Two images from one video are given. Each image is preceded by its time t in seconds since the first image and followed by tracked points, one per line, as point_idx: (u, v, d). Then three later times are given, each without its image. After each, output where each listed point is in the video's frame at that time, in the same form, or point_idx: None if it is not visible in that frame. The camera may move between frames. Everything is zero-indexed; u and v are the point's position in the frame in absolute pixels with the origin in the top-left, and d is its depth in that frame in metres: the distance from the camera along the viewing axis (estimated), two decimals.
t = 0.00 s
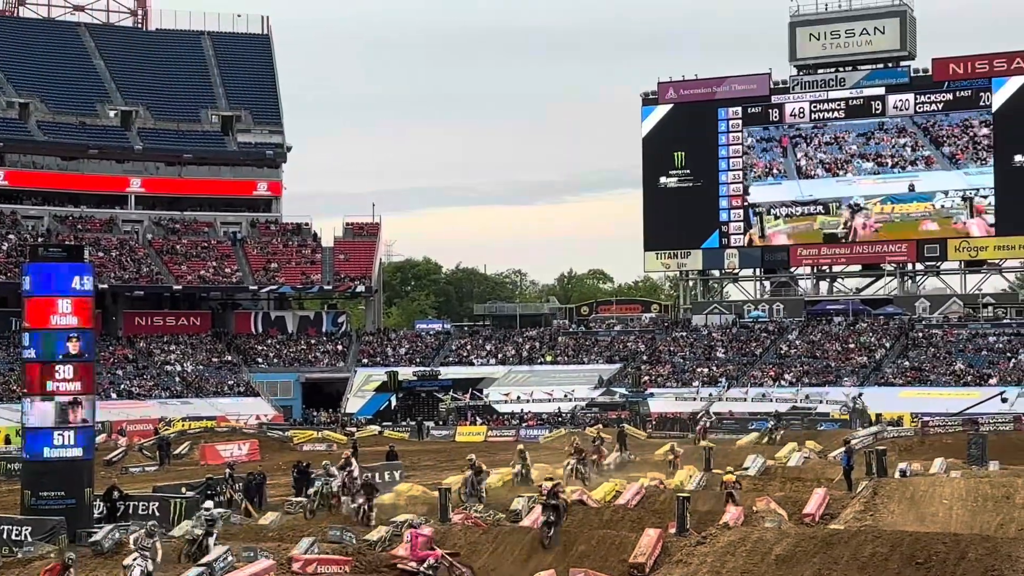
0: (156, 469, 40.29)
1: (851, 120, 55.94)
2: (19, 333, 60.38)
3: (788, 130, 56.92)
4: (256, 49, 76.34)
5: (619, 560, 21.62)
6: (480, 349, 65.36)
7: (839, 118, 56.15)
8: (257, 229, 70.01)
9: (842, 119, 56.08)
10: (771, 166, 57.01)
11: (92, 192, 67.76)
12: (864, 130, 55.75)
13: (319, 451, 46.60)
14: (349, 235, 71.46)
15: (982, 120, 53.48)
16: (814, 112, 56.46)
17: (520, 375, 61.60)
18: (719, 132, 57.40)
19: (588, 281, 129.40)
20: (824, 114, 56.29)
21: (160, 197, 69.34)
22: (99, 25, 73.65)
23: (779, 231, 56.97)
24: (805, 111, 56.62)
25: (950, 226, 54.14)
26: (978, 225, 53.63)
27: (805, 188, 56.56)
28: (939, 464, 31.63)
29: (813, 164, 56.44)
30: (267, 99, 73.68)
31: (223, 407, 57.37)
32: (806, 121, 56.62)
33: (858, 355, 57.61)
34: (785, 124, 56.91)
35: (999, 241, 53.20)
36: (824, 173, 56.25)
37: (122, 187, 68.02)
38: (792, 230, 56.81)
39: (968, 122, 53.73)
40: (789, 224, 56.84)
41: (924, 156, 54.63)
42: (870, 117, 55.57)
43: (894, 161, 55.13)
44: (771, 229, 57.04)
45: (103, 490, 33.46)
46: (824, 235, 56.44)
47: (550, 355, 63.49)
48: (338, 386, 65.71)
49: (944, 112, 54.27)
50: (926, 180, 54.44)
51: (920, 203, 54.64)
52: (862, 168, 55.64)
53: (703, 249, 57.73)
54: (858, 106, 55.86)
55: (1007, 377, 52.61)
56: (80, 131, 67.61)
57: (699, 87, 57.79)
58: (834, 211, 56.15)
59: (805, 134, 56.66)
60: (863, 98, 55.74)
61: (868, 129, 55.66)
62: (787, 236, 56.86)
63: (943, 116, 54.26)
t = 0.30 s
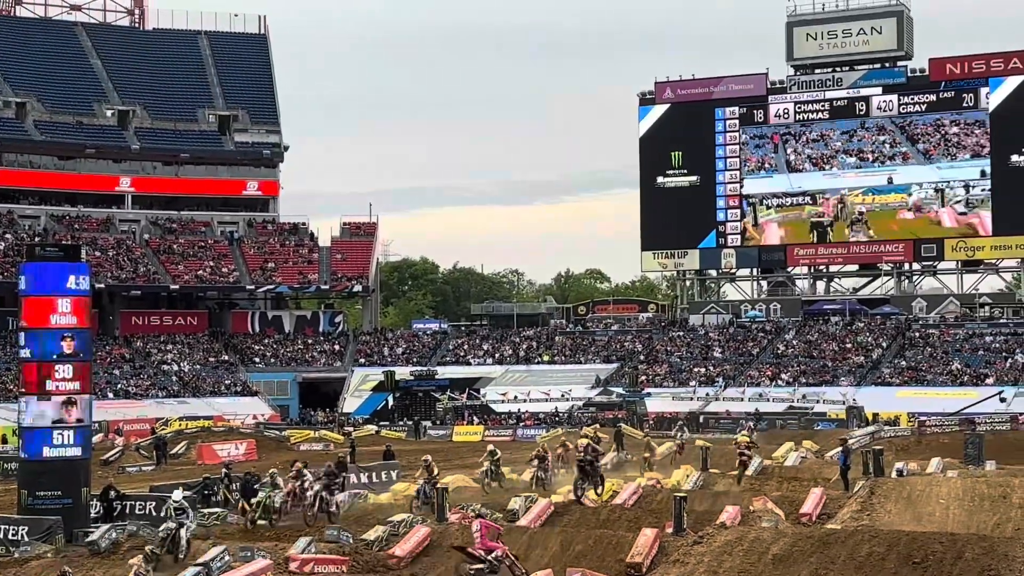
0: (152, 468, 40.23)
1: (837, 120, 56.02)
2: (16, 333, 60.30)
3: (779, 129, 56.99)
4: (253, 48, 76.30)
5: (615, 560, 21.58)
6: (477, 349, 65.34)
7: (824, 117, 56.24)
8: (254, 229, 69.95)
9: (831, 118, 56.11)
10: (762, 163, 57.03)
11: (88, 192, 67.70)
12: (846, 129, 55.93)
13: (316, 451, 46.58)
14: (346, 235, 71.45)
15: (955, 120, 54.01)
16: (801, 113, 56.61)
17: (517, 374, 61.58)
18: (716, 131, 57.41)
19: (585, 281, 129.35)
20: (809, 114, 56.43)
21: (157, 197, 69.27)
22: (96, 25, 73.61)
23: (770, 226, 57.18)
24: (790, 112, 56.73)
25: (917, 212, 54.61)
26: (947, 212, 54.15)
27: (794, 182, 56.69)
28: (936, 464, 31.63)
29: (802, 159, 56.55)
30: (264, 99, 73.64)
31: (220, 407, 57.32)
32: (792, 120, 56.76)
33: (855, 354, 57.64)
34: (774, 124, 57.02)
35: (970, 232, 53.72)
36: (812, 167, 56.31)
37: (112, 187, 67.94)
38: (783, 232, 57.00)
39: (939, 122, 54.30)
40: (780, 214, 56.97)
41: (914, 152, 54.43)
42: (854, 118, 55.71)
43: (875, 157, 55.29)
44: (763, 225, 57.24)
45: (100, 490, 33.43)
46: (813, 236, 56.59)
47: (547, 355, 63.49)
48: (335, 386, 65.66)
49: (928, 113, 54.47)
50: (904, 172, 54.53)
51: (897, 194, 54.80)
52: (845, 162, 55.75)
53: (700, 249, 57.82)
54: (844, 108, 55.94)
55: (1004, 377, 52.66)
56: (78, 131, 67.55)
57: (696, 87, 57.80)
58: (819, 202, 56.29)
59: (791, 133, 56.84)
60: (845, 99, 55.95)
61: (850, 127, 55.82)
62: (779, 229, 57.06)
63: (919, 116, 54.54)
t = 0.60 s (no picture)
0: (160, 466, 40.32)
1: (829, 120, 56.07)
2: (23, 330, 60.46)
3: (782, 130, 56.89)
4: (260, 46, 76.43)
5: (622, 558, 21.61)
6: (483, 346, 65.38)
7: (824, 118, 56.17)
8: (261, 226, 70.08)
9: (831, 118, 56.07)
10: (767, 163, 56.89)
11: (95, 189, 67.72)
12: (840, 132, 56.02)
13: (323, 448, 46.64)
14: (353, 232, 71.61)
15: (938, 124, 54.33)
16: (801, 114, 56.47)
17: (523, 372, 61.61)
18: (723, 130, 57.30)
19: (592, 279, 129.24)
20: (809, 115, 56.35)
21: (164, 194, 69.46)
22: (104, 23, 73.79)
23: (776, 224, 57.01)
24: (788, 111, 56.65)
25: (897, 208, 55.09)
26: (935, 208, 54.56)
27: (798, 180, 56.57)
28: (943, 462, 31.59)
29: (803, 159, 56.48)
30: (271, 96, 73.75)
31: (227, 404, 57.45)
32: (792, 120, 56.67)
33: (862, 352, 57.58)
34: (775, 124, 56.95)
35: (955, 227, 54.10)
36: (814, 167, 56.21)
37: (112, 183, 67.98)
38: (787, 226, 56.88)
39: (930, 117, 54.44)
40: (785, 210, 56.85)
41: (916, 150, 54.74)
42: (849, 116, 55.73)
43: (869, 157, 55.59)
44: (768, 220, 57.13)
45: (106, 488, 33.53)
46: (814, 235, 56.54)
47: (554, 353, 63.52)
48: (341, 384, 65.72)
49: (923, 111, 54.52)
50: (897, 171, 55.04)
51: (887, 192, 55.29)
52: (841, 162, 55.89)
53: (707, 247, 57.72)
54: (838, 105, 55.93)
55: (1011, 375, 52.57)
56: (85, 129, 67.67)
57: (702, 84, 57.71)
58: (819, 199, 56.29)
59: (790, 135, 56.81)
60: (840, 98, 55.89)
61: (846, 130, 55.95)
62: (783, 223, 56.91)
63: (910, 116, 54.70)
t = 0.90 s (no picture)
0: (173, 461, 40.49)
1: (832, 118, 55.91)
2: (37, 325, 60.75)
3: (797, 132, 56.57)
4: (272, 42, 76.63)
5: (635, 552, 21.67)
6: (495, 342, 65.44)
7: (837, 120, 55.83)
8: (274, 222, 70.27)
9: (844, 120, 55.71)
10: (783, 166, 56.66)
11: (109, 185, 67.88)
12: (850, 138, 55.64)
13: (336, 443, 46.75)
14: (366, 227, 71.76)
15: (937, 131, 54.16)
16: (812, 116, 56.27)
17: (536, 367, 61.63)
18: (735, 125, 57.16)
19: (604, 274, 129.12)
20: (821, 118, 56.04)
21: (177, 189, 69.68)
22: (117, 19, 74.07)
23: (790, 224, 56.83)
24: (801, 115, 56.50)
25: (938, 180, 54.16)
26: (935, 204, 54.25)
27: (811, 181, 56.28)
28: (956, 458, 31.49)
29: (816, 163, 56.06)
30: (283, 92, 73.91)
31: (240, 399, 57.62)
32: (805, 122, 56.43)
33: (875, 348, 57.42)
34: (789, 126, 56.68)
35: (950, 223, 54.07)
36: (827, 169, 55.84)
37: (117, 179, 67.72)
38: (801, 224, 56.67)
39: (933, 113, 54.26)
40: (800, 208, 56.63)
41: (930, 151, 54.22)
42: (848, 112, 55.62)
43: (875, 159, 55.19)
44: (784, 219, 56.89)
45: (120, 482, 33.68)
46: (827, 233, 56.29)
47: (566, 348, 63.53)
48: (354, 379, 65.89)
49: (920, 108, 54.46)
50: (899, 172, 54.72)
51: (893, 193, 54.97)
52: (850, 164, 55.57)
53: (719, 242, 57.64)
54: (835, 102, 55.87)
55: None
56: (98, 124, 67.87)
57: (715, 79, 57.63)
58: (830, 198, 56.03)
59: (802, 140, 56.43)
60: (841, 94, 55.79)
61: (855, 135, 55.56)
62: (798, 221, 56.70)
63: (912, 111, 54.54)
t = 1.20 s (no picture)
0: (191, 454, 40.68)
1: (839, 110, 55.84)
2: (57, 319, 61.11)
3: (825, 129, 56.14)
4: (290, 36, 76.88)
5: (651, 548, 21.55)
6: (513, 336, 65.44)
7: (860, 119, 55.53)
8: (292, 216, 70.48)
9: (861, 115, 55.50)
10: (810, 163, 56.31)
11: (127, 179, 68.22)
12: (872, 137, 55.32)
13: (353, 437, 46.88)
14: (383, 222, 71.96)
15: (950, 132, 53.98)
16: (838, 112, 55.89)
17: (554, 362, 61.61)
18: (754, 119, 56.95)
19: (621, 269, 128.81)
20: (848, 116, 55.64)
21: (195, 183, 69.95)
22: (135, 14, 74.42)
23: (816, 217, 56.49)
24: (831, 113, 56.02)
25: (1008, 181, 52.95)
26: (948, 197, 54.19)
27: (837, 176, 55.84)
28: (976, 453, 31.31)
29: (842, 160, 55.75)
30: (301, 86, 74.12)
31: (257, 393, 57.83)
32: (833, 118, 55.98)
33: (894, 343, 57.11)
34: (817, 122, 56.25)
35: (960, 213, 54.00)
36: (851, 165, 55.54)
37: (128, 173, 68.02)
38: (825, 216, 56.25)
39: (946, 113, 54.06)
40: (826, 200, 56.23)
41: (947, 147, 53.96)
42: (854, 107, 55.54)
43: (892, 156, 54.96)
44: (809, 213, 56.62)
45: (138, 476, 33.89)
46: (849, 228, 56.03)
47: (583, 343, 63.50)
48: (371, 373, 66.02)
49: (926, 102, 54.42)
50: (917, 166, 54.51)
51: (909, 187, 54.82)
52: (872, 162, 55.28)
53: (738, 236, 57.49)
54: (844, 97, 55.72)
55: None
56: (117, 118, 68.14)
57: (734, 73, 57.42)
58: (853, 193, 55.74)
59: (828, 134, 56.06)
60: (845, 89, 55.70)
61: (877, 134, 55.24)
62: (825, 212, 56.30)
63: (918, 106, 54.48)
